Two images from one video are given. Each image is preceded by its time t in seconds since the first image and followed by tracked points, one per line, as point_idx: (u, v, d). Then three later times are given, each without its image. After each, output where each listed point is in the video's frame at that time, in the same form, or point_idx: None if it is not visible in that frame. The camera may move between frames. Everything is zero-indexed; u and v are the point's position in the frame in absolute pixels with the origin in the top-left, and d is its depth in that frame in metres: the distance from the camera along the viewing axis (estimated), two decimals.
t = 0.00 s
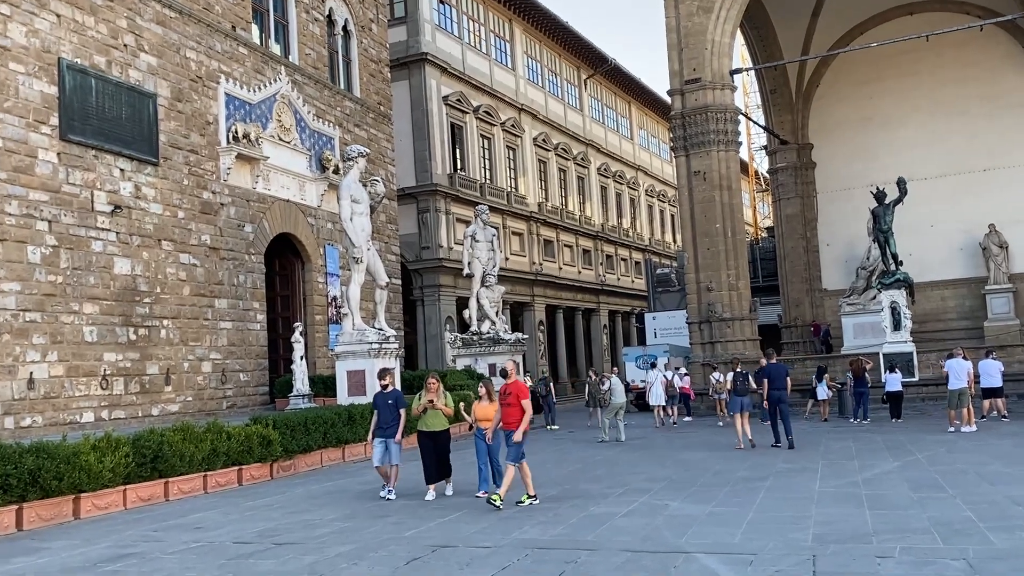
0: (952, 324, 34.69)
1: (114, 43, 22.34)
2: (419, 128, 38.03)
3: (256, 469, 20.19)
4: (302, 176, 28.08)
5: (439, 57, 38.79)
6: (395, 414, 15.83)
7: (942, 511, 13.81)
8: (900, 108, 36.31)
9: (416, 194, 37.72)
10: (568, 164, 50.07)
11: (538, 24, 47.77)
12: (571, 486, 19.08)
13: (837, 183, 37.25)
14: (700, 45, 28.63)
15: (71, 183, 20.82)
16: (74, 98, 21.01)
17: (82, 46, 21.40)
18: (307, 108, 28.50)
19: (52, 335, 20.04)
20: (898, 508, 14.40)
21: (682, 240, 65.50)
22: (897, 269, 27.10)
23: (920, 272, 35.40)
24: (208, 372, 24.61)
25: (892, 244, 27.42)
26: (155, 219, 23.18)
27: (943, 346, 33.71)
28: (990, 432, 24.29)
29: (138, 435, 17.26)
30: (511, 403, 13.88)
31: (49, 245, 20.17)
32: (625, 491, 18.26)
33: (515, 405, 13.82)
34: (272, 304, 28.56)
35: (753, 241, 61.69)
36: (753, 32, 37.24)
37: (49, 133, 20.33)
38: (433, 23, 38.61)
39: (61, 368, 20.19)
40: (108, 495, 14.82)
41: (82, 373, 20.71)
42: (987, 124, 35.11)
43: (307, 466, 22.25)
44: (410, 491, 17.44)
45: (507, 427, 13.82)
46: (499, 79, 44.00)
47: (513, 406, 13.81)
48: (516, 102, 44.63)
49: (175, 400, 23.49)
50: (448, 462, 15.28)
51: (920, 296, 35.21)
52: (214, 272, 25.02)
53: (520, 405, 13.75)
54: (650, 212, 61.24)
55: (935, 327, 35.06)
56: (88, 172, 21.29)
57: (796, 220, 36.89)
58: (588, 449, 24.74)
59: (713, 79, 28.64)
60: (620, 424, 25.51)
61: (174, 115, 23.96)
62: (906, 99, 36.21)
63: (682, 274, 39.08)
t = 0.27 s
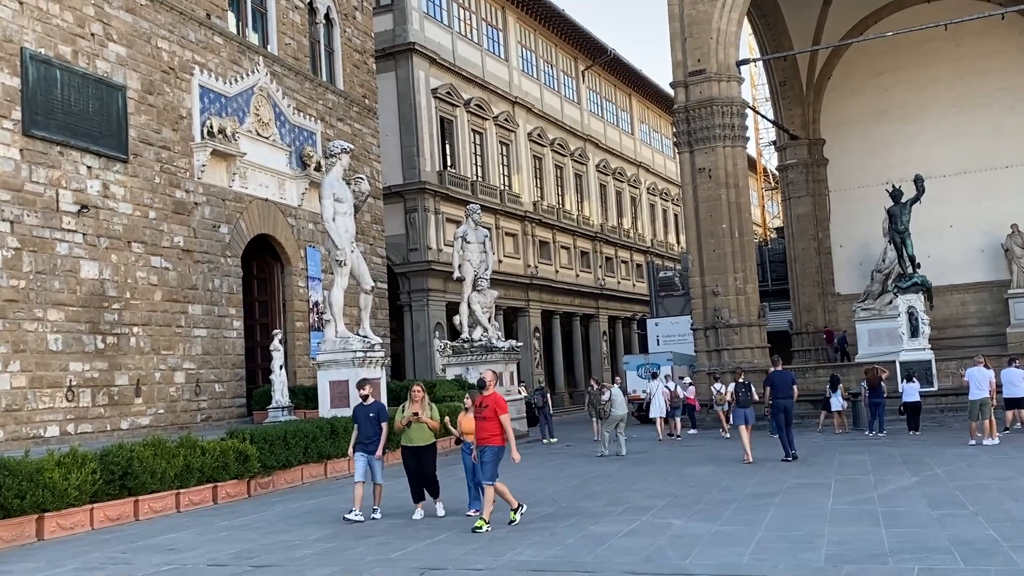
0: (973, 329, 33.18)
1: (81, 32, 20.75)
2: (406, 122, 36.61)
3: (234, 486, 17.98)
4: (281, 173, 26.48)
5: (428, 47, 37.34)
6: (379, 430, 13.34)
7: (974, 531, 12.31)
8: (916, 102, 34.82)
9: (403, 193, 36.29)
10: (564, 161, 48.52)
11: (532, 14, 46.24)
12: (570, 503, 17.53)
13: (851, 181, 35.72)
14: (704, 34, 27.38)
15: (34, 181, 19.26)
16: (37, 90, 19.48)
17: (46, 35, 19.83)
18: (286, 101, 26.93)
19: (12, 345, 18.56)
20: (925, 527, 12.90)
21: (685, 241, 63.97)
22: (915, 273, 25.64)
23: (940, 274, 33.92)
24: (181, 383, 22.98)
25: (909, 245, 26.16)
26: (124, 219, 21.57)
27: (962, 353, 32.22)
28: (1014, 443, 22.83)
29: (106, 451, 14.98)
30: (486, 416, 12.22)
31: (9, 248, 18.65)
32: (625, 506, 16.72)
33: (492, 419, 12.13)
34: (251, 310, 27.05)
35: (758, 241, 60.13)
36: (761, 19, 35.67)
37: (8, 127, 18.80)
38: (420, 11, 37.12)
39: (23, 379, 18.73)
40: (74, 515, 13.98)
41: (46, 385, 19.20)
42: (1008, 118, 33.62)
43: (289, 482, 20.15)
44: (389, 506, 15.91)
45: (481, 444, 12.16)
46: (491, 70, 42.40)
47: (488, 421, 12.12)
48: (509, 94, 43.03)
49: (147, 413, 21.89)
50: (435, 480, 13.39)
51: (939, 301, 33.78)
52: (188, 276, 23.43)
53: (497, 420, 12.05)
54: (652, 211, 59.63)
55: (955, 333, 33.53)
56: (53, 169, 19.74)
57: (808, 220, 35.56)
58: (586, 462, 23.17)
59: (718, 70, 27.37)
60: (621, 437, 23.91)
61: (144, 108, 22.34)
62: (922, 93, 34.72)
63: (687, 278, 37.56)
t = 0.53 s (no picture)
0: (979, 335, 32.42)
1: (55, 26, 19.84)
2: (393, 121, 35.84)
3: (212, 499, 16.46)
4: (263, 174, 25.60)
5: (416, 43, 36.52)
6: (357, 442, 12.42)
7: (988, 545, 11.45)
8: (920, 101, 34.08)
9: (389, 193, 35.46)
10: (558, 161, 47.65)
11: (524, 10, 45.47)
12: (565, 515, 16.68)
13: (853, 182, 34.98)
14: (701, 30, 26.63)
15: (6, 182, 18.35)
16: (9, 86, 18.57)
17: (19, 30, 18.93)
18: (269, 98, 26.06)
19: None
20: (936, 541, 12.05)
21: (682, 244, 63.16)
22: (919, 278, 25.37)
23: (944, 279, 33.13)
24: (159, 392, 22.04)
25: (914, 248, 25.56)
26: (100, 221, 20.65)
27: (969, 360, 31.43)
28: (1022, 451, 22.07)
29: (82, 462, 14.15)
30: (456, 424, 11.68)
31: None
32: (620, 519, 15.87)
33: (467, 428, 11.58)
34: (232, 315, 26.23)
35: (756, 244, 59.32)
36: (760, 16, 34.85)
37: None
38: (408, 7, 36.33)
39: None
40: (48, 529, 13.13)
41: (17, 395, 18.33)
42: (1015, 118, 32.90)
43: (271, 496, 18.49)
44: (367, 520, 14.98)
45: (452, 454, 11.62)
46: (482, 67, 41.59)
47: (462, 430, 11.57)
48: (500, 91, 42.19)
49: (124, 423, 20.97)
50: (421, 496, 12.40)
51: (945, 306, 32.95)
52: (166, 280, 22.51)
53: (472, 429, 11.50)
54: (648, 214, 58.81)
55: (960, 339, 32.77)
56: (25, 169, 18.83)
57: (809, 222, 34.85)
58: (579, 472, 22.31)
59: (716, 67, 26.61)
60: (616, 448, 23.03)
61: (121, 106, 21.42)
62: (926, 91, 33.97)
63: (684, 282, 36.78)
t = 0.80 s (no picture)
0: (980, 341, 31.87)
1: (30, 22, 19.12)
2: (379, 120, 35.18)
3: (191, 509, 15.46)
4: (244, 175, 24.90)
5: (403, 40, 35.90)
6: (330, 449, 11.77)
7: (989, 556, 10.84)
8: (920, 100, 33.52)
9: (375, 195, 34.79)
10: (549, 162, 47.04)
11: (514, 7, 44.87)
12: (553, 526, 16.03)
13: (851, 184, 34.40)
14: (696, 28, 26.05)
15: None
16: None
17: None
18: (251, 97, 25.37)
19: None
20: (935, 552, 11.46)
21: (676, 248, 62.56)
22: (919, 282, 24.66)
23: (944, 283, 32.58)
24: (137, 400, 21.30)
25: (913, 252, 24.93)
26: (76, 223, 19.93)
27: (970, 366, 30.88)
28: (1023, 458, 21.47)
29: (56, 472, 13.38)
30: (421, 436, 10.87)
31: None
32: (612, 530, 15.24)
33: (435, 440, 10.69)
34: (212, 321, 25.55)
35: (751, 248, 58.71)
36: (756, 13, 34.26)
37: None
38: (394, 3, 35.69)
39: None
40: (19, 542, 12.33)
41: None
42: (1016, 118, 32.37)
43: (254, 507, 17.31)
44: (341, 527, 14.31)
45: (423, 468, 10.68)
46: (471, 65, 40.96)
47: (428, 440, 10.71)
48: (488, 90, 41.58)
49: (100, 432, 20.22)
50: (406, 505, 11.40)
51: (945, 311, 32.40)
52: (144, 285, 21.77)
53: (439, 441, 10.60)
54: (641, 216, 58.22)
55: (961, 345, 32.21)
56: None
57: (806, 225, 34.30)
58: (570, 482, 21.65)
59: (711, 66, 26.02)
60: (609, 457, 22.35)
61: (98, 105, 20.69)
62: (927, 90, 33.42)
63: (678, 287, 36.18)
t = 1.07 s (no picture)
0: (977, 347, 31.47)
1: (5, 18, 18.52)
2: (364, 120, 34.66)
3: (170, 520, 14.65)
4: (225, 175, 24.35)
5: (388, 38, 35.39)
6: (307, 458, 11.12)
7: (988, 568, 10.36)
8: (917, 101, 33.14)
9: (360, 197, 34.28)
10: (537, 164, 46.57)
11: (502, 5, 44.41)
12: (540, 536, 15.51)
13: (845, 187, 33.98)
14: (687, 27, 25.60)
15: None
16: None
17: None
18: (232, 96, 24.83)
19: None
20: (932, 563, 10.97)
21: (667, 252, 62.15)
22: (914, 286, 24.25)
23: (940, 288, 32.20)
24: (114, 407, 20.70)
25: (909, 256, 24.50)
26: (51, 225, 19.35)
27: (966, 373, 30.47)
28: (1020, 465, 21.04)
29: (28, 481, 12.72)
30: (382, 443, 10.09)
31: None
32: (601, 541, 14.74)
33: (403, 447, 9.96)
34: (192, 326, 25.01)
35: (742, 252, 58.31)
36: (750, 12, 33.89)
37: None
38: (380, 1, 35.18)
39: None
40: None
41: None
42: (1012, 121, 32.01)
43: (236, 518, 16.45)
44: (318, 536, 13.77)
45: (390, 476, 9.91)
46: (458, 64, 40.45)
47: (394, 447, 9.94)
48: (476, 90, 41.09)
49: (76, 440, 19.63)
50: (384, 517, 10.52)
51: (942, 316, 32.04)
52: (122, 288, 21.18)
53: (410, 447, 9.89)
54: (632, 219, 57.76)
55: (958, 351, 31.81)
56: None
57: (800, 228, 33.95)
58: (558, 491, 21.14)
59: (703, 66, 25.57)
60: (598, 465, 21.82)
61: (74, 103, 20.09)
62: (924, 91, 33.04)
63: (669, 291, 35.72)
